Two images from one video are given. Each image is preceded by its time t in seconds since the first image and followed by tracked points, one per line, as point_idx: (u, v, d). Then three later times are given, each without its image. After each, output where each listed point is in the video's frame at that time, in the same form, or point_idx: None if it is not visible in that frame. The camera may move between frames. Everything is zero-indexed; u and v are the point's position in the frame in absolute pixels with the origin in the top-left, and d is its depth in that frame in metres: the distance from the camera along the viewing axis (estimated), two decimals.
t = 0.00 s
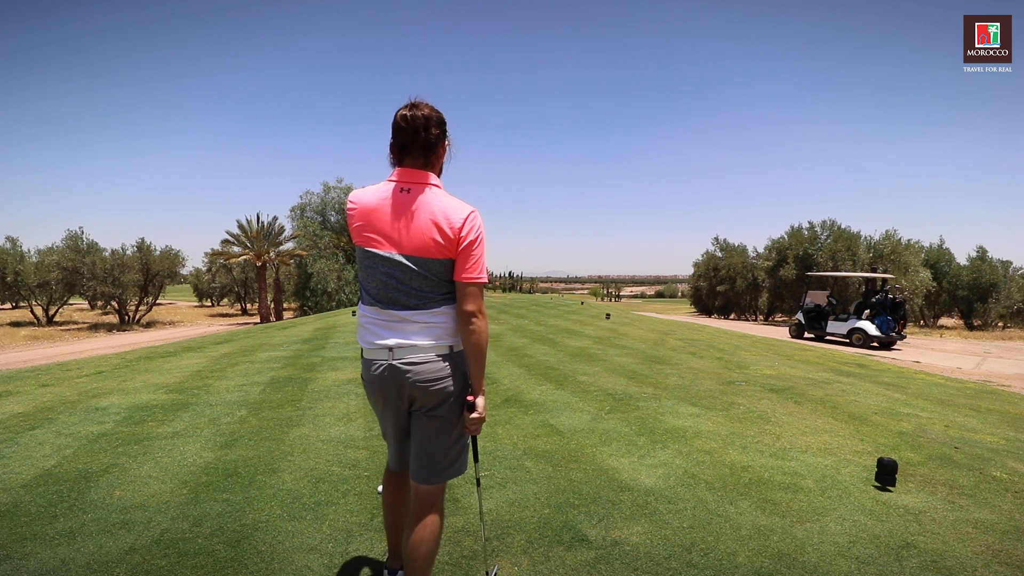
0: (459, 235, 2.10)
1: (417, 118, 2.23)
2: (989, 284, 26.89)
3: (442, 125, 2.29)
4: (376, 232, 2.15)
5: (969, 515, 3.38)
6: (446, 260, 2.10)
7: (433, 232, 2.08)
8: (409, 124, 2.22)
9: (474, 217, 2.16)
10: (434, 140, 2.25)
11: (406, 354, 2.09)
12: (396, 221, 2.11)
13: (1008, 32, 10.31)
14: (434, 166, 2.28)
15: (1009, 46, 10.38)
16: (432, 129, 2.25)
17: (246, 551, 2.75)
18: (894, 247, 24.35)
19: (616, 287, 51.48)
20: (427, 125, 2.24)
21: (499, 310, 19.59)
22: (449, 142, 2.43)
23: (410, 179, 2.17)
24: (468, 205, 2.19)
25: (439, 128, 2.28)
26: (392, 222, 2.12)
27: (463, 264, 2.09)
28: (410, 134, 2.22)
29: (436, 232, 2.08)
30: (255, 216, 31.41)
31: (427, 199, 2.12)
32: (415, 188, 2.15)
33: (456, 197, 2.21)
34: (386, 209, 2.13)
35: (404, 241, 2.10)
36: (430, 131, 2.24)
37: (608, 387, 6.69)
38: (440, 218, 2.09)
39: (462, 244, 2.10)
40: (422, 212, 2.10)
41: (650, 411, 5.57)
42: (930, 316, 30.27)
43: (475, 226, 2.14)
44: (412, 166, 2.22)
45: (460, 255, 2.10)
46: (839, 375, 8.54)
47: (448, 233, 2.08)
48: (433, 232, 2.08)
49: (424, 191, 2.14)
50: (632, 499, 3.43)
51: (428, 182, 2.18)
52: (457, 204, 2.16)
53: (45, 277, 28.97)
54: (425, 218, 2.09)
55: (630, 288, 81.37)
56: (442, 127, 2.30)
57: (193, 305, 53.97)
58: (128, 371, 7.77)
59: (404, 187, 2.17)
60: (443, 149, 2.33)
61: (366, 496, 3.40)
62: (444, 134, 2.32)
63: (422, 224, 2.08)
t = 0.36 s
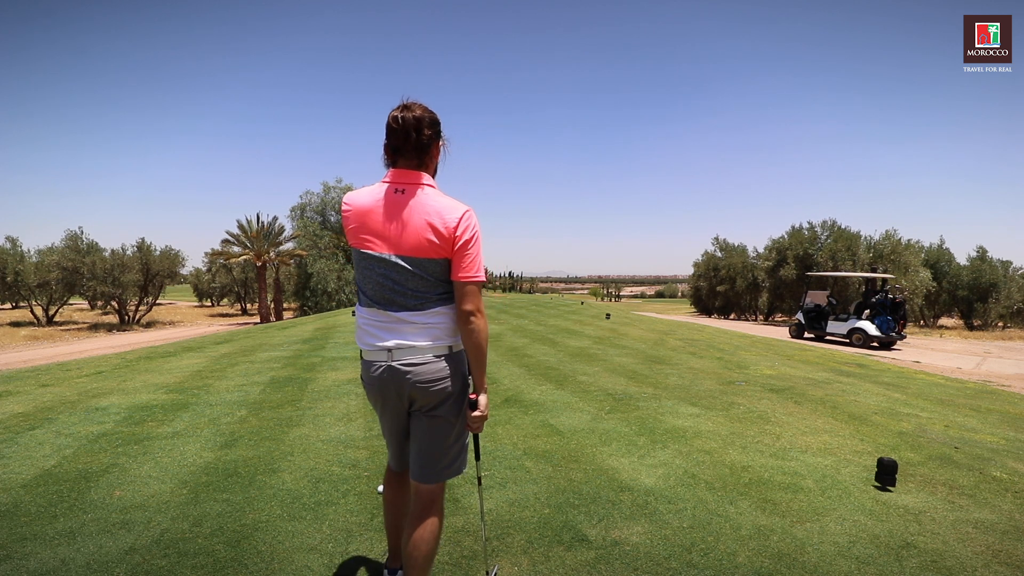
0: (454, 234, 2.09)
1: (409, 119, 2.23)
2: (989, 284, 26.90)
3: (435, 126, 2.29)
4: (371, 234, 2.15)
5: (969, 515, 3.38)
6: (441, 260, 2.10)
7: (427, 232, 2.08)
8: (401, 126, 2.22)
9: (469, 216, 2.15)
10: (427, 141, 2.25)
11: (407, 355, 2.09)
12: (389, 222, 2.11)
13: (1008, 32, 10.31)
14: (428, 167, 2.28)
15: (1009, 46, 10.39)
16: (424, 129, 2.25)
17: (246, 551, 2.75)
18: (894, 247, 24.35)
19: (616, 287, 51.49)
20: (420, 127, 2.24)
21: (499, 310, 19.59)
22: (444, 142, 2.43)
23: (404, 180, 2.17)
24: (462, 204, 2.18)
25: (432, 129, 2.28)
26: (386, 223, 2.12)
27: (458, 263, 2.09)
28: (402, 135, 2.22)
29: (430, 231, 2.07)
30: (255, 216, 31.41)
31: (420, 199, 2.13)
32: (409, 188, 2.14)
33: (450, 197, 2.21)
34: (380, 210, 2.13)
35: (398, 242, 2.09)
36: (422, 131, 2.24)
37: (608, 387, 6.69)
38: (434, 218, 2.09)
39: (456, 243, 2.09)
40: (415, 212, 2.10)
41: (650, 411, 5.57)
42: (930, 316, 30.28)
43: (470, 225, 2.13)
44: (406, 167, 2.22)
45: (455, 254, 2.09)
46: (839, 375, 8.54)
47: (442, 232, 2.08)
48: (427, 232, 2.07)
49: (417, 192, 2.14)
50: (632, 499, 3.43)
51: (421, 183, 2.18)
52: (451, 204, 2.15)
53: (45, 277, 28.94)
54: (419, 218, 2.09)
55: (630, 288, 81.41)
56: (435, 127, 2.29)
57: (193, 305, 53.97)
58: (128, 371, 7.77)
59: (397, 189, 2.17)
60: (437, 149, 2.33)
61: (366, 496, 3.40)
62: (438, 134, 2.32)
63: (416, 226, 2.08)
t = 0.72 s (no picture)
0: (453, 234, 2.09)
1: (408, 120, 2.23)
2: (989, 284, 26.90)
3: (436, 127, 2.29)
4: (370, 235, 2.15)
5: (969, 515, 3.38)
6: (440, 260, 2.10)
7: (427, 233, 2.08)
8: (400, 127, 2.22)
9: (468, 216, 2.15)
10: (426, 141, 2.25)
11: (409, 355, 2.10)
12: (389, 223, 2.11)
13: (1008, 32, 10.31)
14: (428, 168, 2.28)
15: (1009, 46, 10.39)
16: (423, 130, 2.24)
17: (246, 551, 2.75)
18: (894, 247, 24.35)
19: (616, 287, 51.48)
20: (420, 128, 2.24)
21: (499, 310, 19.61)
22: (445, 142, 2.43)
23: (403, 181, 2.18)
24: (462, 204, 2.18)
25: (431, 130, 2.27)
26: (386, 224, 2.12)
27: (457, 262, 2.09)
28: (401, 136, 2.22)
29: (430, 232, 2.08)
30: (255, 216, 31.40)
31: (419, 199, 2.12)
32: (408, 189, 2.14)
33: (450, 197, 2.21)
34: (379, 211, 2.13)
35: (398, 243, 2.10)
36: (421, 132, 2.23)
37: (608, 387, 6.69)
38: (433, 219, 2.08)
39: (455, 244, 2.09)
40: (415, 214, 2.10)
41: (650, 411, 5.57)
42: (930, 316, 30.27)
43: (470, 225, 2.13)
44: (405, 168, 2.22)
45: (454, 254, 2.09)
46: (839, 375, 8.54)
47: (441, 233, 2.08)
48: (426, 233, 2.08)
49: (416, 192, 2.13)
50: (632, 499, 3.43)
51: (421, 183, 2.18)
52: (451, 204, 2.16)
53: (45, 277, 28.93)
54: (417, 220, 2.09)
55: (630, 288, 81.47)
56: (435, 129, 2.29)
57: (194, 305, 54.00)
58: (128, 371, 7.77)
59: (396, 189, 2.17)
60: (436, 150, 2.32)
61: (366, 496, 3.40)
62: (438, 135, 2.32)
63: (415, 227, 2.08)
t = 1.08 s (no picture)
0: (459, 232, 2.09)
1: (414, 121, 2.23)
2: (989, 284, 26.90)
3: (442, 127, 2.29)
4: (376, 235, 2.15)
5: (969, 515, 3.38)
6: (447, 258, 2.10)
7: (433, 232, 2.08)
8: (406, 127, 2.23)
9: (475, 216, 2.15)
10: (432, 142, 2.25)
11: (417, 355, 2.10)
12: (394, 222, 2.12)
13: (1008, 32, 10.31)
14: (433, 168, 2.28)
15: (1009, 46, 10.39)
16: (428, 131, 2.24)
17: (246, 551, 2.75)
18: (894, 247, 24.35)
19: (616, 287, 51.48)
20: (426, 129, 2.24)
21: (499, 310, 19.62)
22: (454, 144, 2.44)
23: (409, 181, 2.18)
24: (467, 204, 2.18)
25: (437, 130, 2.27)
26: (392, 225, 2.12)
27: (462, 262, 2.09)
28: (406, 137, 2.23)
29: (437, 231, 2.07)
30: (255, 216, 31.38)
31: (425, 198, 2.12)
32: (414, 189, 2.14)
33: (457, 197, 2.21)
34: (384, 210, 2.13)
35: (403, 243, 2.10)
36: (426, 132, 2.23)
37: (608, 387, 6.68)
38: (439, 217, 2.08)
39: (460, 244, 2.09)
40: (420, 213, 2.10)
41: (650, 411, 5.57)
42: (930, 316, 30.27)
43: (475, 225, 2.13)
44: (410, 169, 2.22)
45: (460, 253, 2.09)
46: (839, 375, 8.54)
47: (448, 232, 2.08)
48: (432, 232, 2.07)
49: (422, 191, 2.13)
50: (632, 499, 3.43)
51: (428, 183, 2.18)
52: (457, 203, 2.15)
53: (45, 277, 28.91)
54: (424, 219, 2.09)
55: (630, 288, 81.51)
56: (443, 130, 2.29)
57: (194, 305, 54.01)
58: (128, 371, 7.77)
59: (401, 189, 2.17)
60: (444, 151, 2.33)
61: (366, 496, 3.40)
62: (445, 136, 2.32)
63: (421, 226, 2.08)
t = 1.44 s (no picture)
0: (446, 234, 2.04)
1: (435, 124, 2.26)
2: (989, 284, 26.91)
3: (464, 130, 2.26)
4: (377, 231, 2.22)
5: (969, 515, 3.38)
6: (434, 259, 2.08)
7: (422, 230, 2.08)
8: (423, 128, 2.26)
9: (470, 220, 2.08)
10: (442, 146, 2.25)
11: (413, 352, 2.12)
12: (392, 221, 2.16)
13: (1008, 32, 10.31)
14: (443, 172, 2.27)
15: (1009, 46, 10.39)
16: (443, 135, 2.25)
17: (246, 551, 2.75)
18: (894, 247, 24.36)
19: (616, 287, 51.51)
20: (444, 131, 2.24)
21: (499, 310, 19.63)
22: (485, 147, 2.38)
23: (416, 181, 2.22)
24: (464, 206, 2.12)
25: (450, 133, 2.25)
26: (390, 222, 2.17)
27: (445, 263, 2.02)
28: (423, 139, 2.28)
29: (426, 232, 2.07)
30: (255, 216, 31.36)
31: (420, 198, 2.13)
32: (414, 190, 2.17)
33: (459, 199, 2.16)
34: (388, 208, 2.19)
35: (398, 240, 2.13)
36: (438, 136, 2.24)
37: (608, 387, 6.69)
38: (429, 216, 2.07)
39: (448, 246, 2.03)
40: (414, 212, 2.11)
41: (650, 411, 5.57)
42: (930, 316, 30.28)
43: (466, 229, 2.05)
44: (419, 171, 2.25)
45: (445, 253, 2.03)
46: (839, 375, 8.54)
47: (435, 231, 2.05)
48: (422, 231, 2.07)
49: (419, 192, 2.15)
50: (632, 499, 3.43)
51: (432, 184, 2.18)
52: (455, 205, 2.11)
53: (45, 277, 28.89)
54: (416, 218, 2.10)
55: (630, 288, 81.64)
56: (464, 133, 2.26)
57: (194, 305, 54.04)
58: (128, 371, 7.78)
59: (405, 189, 2.21)
60: (464, 154, 2.29)
61: (365, 496, 3.40)
62: (467, 138, 2.28)
63: (412, 225, 2.10)
